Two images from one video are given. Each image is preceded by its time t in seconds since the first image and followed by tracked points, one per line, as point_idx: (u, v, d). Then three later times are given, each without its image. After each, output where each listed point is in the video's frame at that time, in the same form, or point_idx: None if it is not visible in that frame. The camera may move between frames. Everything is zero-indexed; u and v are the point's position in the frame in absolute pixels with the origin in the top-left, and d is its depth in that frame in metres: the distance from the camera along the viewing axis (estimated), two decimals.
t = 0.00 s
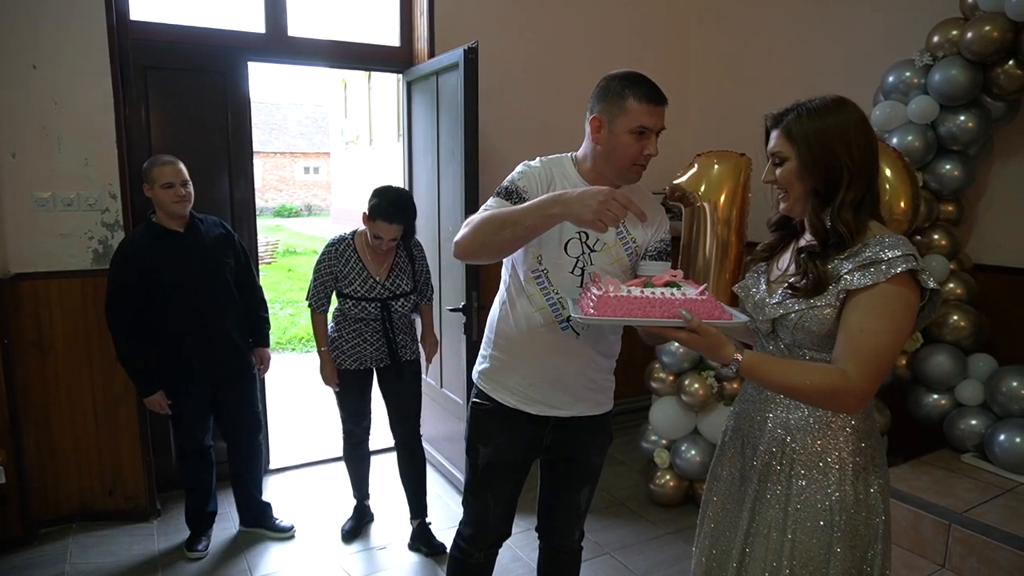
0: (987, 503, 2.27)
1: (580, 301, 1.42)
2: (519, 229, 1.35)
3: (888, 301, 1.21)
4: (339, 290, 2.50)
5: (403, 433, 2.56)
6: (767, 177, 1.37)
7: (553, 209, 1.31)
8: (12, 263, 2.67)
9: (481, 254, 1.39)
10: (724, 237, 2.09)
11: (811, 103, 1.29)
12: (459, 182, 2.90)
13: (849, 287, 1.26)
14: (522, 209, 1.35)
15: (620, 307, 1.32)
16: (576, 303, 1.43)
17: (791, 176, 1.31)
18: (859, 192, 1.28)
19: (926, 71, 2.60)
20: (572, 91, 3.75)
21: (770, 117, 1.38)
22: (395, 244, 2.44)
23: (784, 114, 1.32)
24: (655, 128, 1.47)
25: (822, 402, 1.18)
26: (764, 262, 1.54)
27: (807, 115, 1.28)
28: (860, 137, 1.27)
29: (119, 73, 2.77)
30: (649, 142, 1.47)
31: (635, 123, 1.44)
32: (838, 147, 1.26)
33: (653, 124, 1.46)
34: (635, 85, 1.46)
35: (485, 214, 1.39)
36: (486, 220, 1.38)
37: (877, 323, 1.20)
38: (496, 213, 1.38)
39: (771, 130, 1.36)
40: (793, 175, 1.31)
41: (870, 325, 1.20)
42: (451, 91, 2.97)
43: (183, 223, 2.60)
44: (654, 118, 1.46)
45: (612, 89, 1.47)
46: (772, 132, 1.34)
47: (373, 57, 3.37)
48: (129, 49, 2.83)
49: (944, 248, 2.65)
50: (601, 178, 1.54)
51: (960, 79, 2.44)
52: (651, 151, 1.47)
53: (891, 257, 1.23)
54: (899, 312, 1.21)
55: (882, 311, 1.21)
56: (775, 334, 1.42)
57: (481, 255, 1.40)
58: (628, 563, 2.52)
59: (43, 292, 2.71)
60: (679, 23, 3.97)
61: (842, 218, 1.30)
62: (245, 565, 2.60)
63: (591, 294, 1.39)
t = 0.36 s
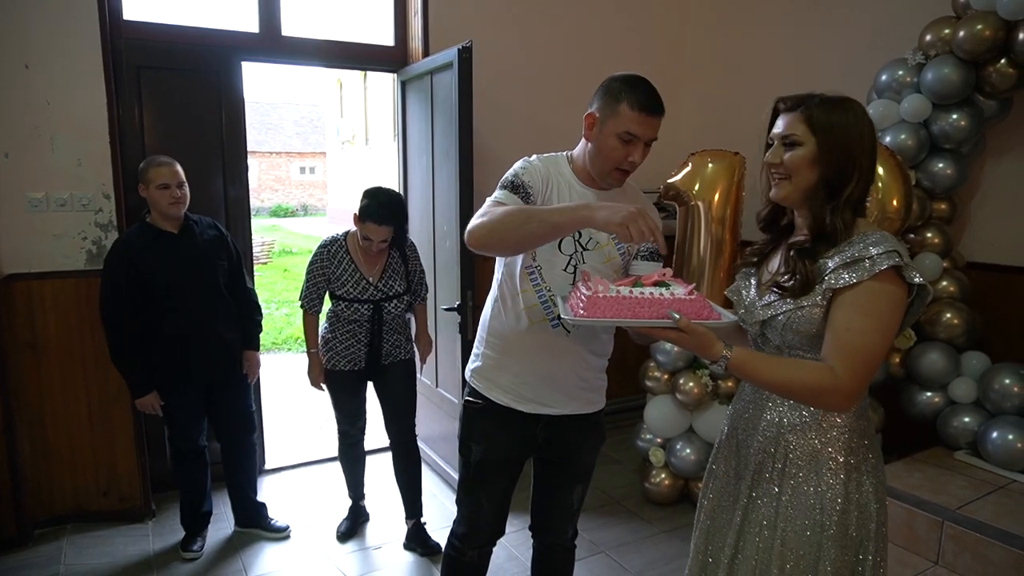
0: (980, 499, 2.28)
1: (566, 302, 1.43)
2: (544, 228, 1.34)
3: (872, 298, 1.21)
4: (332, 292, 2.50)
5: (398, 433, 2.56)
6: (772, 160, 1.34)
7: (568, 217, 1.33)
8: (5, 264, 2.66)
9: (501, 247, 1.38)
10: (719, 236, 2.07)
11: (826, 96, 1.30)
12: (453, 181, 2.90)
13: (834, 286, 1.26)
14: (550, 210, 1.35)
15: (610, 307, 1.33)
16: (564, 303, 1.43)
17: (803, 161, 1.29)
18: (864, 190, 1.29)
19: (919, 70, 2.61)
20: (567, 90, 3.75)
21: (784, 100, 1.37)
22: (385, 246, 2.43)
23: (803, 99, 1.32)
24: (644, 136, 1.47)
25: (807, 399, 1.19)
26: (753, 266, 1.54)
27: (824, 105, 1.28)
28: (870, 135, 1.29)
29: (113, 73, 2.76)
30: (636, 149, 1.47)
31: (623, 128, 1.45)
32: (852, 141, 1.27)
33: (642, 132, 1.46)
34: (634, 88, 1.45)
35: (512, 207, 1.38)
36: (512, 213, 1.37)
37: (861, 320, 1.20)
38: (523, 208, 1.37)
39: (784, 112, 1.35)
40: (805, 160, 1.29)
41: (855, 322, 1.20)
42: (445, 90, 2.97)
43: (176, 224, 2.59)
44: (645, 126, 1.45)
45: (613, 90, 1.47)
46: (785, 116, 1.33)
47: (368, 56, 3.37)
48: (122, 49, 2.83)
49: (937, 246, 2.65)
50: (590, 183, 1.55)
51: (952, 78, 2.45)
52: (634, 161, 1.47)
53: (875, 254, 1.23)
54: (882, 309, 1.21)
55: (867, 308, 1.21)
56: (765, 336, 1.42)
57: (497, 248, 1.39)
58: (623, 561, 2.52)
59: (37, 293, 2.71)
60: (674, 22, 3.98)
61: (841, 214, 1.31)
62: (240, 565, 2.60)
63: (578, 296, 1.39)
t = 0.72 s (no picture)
0: (975, 498, 2.28)
1: (567, 277, 1.42)
2: (552, 225, 1.35)
3: (868, 296, 1.23)
4: (326, 295, 2.51)
5: (394, 435, 2.56)
6: (763, 167, 1.34)
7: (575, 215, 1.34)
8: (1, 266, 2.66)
9: (507, 243, 1.39)
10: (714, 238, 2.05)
11: (809, 95, 1.30)
12: (450, 183, 2.91)
13: (829, 286, 1.27)
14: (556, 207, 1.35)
15: (613, 284, 1.31)
16: (563, 280, 1.42)
17: (794, 166, 1.29)
18: (856, 187, 1.31)
19: (913, 71, 2.62)
20: (563, 91, 3.76)
21: (768, 105, 1.37)
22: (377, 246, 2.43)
23: (786, 104, 1.32)
24: (639, 132, 1.47)
25: (807, 395, 1.19)
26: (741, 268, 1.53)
27: (810, 106, 1.29)
28: (858, 134, 1.30)
29: (109, 76, 2.76)
30: (631, 145, 1.47)
31: (617, 125, 1.45)
32: (841, 140, 1.28)
33: (636, 128, 1.46)
34: (628, 86, 1.46)
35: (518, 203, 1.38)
36: (518, 210, 1.37)
37: (856, 317, 1.22)
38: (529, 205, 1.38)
39: (768, 119, 1.34)
40: (797, 165, 1.29)
41: (851, 320, 1.22)
42: (441, 92, 2.97)
43: (172, 227, 2.59)
44: (639, 122, 1.46)
45: (607, 89, 1.47)
46: (772, 121, 1.32)
47: (363, 58, 3.37)
48: (118, 51, 2.83)
49: (932, 247, 2.66)
50: (588, 181, 1.56)
51: (946, 79, 2.46)
52: (629, 157, 1.47)
53: (870, 253, 1.25)
54: (877, 307, 1.22)
55: (863, 306, 1.22)
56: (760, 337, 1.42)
57: (502, 243, 1.40)
58: (620, 562, 2.53)
59: (33, 295, 2.70)
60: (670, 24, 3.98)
61: (835, 213, 1.32)
62: (237, 568, 2.60)
63: (580, 271, 1.38)
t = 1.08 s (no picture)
0: (972, 496, 2.29)
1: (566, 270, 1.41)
2: (559, 208, 1.35)
3: (869, 298, 1.23)
4: (340, 298, 2.52)
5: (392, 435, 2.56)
6: (765, 172, 1.36)
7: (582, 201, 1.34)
8: None
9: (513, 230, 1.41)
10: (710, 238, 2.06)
11: (806, 98, 1.30)
12: (447, 183, 2.92)
13: (831, 285, 1.27)
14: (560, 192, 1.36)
15: (614, 278, 1.31)
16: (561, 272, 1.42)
17: (795, 170, 1.30)
18: (856, 188, 1.31)
19: (909, 71, 2.63)
20: (560, 91, 3.77)
21: (765, 110, 1.37)
22: (382, 226, 2.45)
23: (784, 107, 1.32)
24: (633, 125, 1.47)
25: (806, 391, 1.19)
26: (744, 261, 1.55)
27: (806, 109, 1.29)
28: (858, 136, 1.30)
29: (106, 75, 2.76)
30: (626, 139, 1.48)
31: (611, 120, 1.45)
32: (838, 142, 1.28)
33: (630, 121, 1.46)
34: (618, 83, 1.46)
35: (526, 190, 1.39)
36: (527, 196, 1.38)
37: (857, 317, 1.22)
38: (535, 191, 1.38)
39: (767, 123, 1.35)
40: (798, 168, 1.30)
41: (852, 319, 1.22)
42: (438, 92, 2.98)
43: (169, 227, 2.59)
44: (632, 116, 1.46)
45: (596, 87, 1.48)
46: (770, 126, 1.33)
47: (361, 58, 3.38)
48: (115, 52, 2.83)
49: (928, 246, 2.67)
50: (585, 177, 1.56)
51: (942, 79, 2.47)
52: (625, 150, 1.48)
53: (873, 254, 1.25)
54: (878, 307, 1.23)
55: (863, 306, 1.22)
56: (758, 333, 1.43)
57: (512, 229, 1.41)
58: (618, 561, 2.53)
59: (30, 296, 2.70)
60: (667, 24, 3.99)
61: (836, 213, 1.32)
62: (236, 568, 2.60)
63: (580, 265, 1.37)
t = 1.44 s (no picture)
0: (968, 493, 2.29)
1: (557, 270, 1.43)
2: (555, 212, 1.35)
3: (878, 311, 1.21)
4: (361, 282, 2.44)
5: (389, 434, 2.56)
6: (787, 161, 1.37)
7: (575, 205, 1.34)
8: None
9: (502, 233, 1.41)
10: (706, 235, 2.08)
11: (851, 106, 1.29)
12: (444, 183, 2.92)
13: (842, 293, 1.26)
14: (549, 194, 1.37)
15: (607, 279, 1.31)
16: (553, 271, 1.44)
17: (809, 165, 1.31)
18: (875, 203, 1.28)
19: (904, 70, 2.63)
20: (556, 90, 3.77)
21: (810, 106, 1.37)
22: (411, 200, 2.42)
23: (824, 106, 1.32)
24: (632, 125, 1.48)
25: (794, 394, 1.17)
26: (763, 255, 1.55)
27: (841, 113, 1.28)
28: (887, 151, 1.27)
29: (102, 74, 2.75)
30: (625, 139, 1.48)
31: (610, 119, 1.45)
32: (858, 151, 1.26)
33: (629, 121, 1.47)
34: (617, 82, 1.47)
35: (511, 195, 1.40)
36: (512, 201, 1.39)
37: (862, 328, 1.20)
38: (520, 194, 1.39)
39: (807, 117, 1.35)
40: (811, 164, 1.30)
41: (854, 328, 1.20)
42: (435, 91, 2.97)
43: (166, 226, 2.59)
44: (631, 115, 1.47)
45: (595, 86, 1.48)
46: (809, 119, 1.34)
47: (357, 58, 3.37)
48: (111, 51, 2.82)
49: (924, 245, 2.68)
50: (584, 177, 1.56)
51: (937, 78, 2.47)
52: (623, 150, 1.48)
53: (890, 269, 1.23)
54: (887, 322, 1.21)
55: (872, 319, 1.21)
56: (761, 330, 1.43)
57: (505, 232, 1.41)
58: (615, 560, 2.54)
59: (25, 296, 2.69)
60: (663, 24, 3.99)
61: (852, 224, 1.30)
62: (234, 568, 2.60)
63: (573, 265, 1.38)
